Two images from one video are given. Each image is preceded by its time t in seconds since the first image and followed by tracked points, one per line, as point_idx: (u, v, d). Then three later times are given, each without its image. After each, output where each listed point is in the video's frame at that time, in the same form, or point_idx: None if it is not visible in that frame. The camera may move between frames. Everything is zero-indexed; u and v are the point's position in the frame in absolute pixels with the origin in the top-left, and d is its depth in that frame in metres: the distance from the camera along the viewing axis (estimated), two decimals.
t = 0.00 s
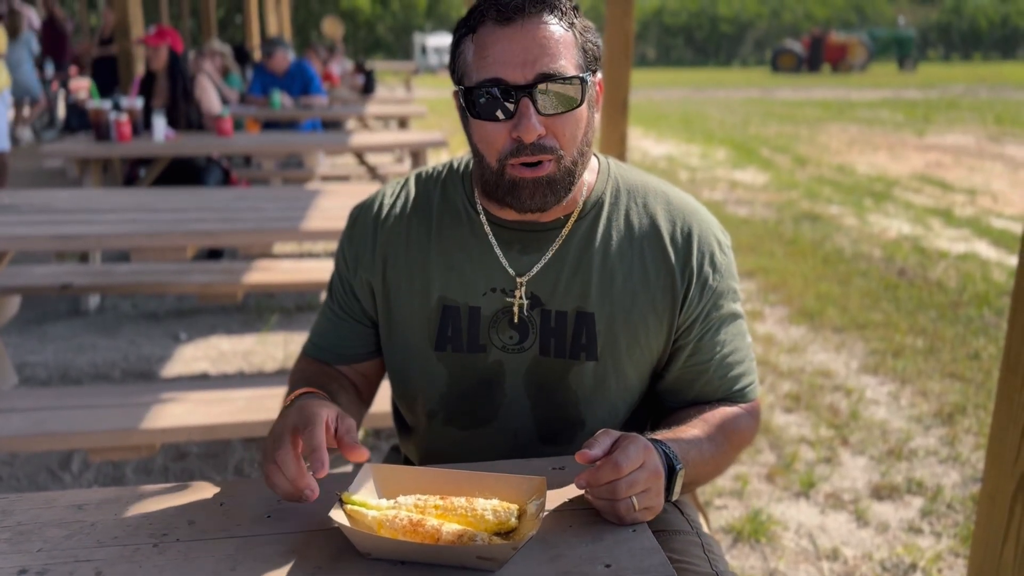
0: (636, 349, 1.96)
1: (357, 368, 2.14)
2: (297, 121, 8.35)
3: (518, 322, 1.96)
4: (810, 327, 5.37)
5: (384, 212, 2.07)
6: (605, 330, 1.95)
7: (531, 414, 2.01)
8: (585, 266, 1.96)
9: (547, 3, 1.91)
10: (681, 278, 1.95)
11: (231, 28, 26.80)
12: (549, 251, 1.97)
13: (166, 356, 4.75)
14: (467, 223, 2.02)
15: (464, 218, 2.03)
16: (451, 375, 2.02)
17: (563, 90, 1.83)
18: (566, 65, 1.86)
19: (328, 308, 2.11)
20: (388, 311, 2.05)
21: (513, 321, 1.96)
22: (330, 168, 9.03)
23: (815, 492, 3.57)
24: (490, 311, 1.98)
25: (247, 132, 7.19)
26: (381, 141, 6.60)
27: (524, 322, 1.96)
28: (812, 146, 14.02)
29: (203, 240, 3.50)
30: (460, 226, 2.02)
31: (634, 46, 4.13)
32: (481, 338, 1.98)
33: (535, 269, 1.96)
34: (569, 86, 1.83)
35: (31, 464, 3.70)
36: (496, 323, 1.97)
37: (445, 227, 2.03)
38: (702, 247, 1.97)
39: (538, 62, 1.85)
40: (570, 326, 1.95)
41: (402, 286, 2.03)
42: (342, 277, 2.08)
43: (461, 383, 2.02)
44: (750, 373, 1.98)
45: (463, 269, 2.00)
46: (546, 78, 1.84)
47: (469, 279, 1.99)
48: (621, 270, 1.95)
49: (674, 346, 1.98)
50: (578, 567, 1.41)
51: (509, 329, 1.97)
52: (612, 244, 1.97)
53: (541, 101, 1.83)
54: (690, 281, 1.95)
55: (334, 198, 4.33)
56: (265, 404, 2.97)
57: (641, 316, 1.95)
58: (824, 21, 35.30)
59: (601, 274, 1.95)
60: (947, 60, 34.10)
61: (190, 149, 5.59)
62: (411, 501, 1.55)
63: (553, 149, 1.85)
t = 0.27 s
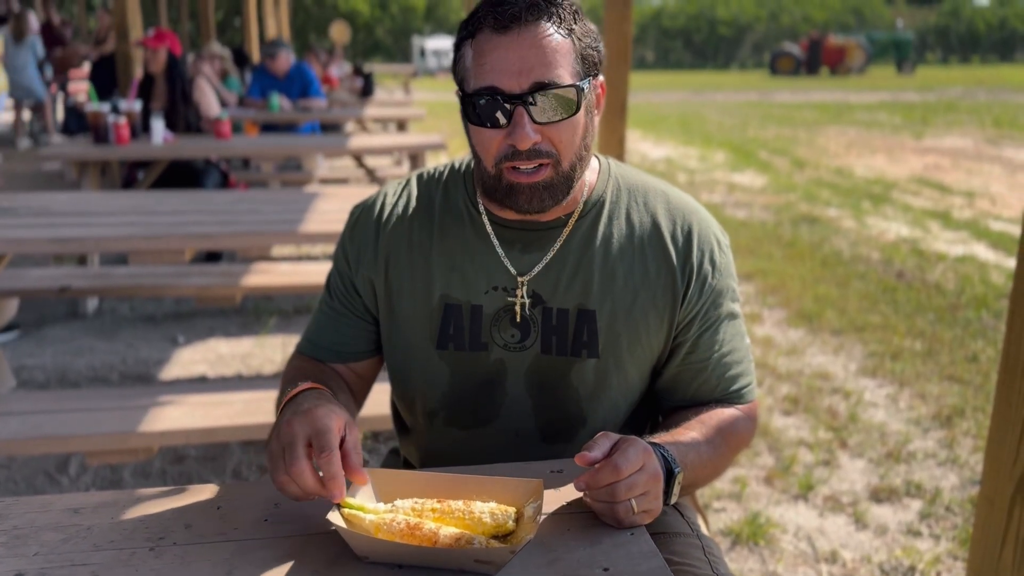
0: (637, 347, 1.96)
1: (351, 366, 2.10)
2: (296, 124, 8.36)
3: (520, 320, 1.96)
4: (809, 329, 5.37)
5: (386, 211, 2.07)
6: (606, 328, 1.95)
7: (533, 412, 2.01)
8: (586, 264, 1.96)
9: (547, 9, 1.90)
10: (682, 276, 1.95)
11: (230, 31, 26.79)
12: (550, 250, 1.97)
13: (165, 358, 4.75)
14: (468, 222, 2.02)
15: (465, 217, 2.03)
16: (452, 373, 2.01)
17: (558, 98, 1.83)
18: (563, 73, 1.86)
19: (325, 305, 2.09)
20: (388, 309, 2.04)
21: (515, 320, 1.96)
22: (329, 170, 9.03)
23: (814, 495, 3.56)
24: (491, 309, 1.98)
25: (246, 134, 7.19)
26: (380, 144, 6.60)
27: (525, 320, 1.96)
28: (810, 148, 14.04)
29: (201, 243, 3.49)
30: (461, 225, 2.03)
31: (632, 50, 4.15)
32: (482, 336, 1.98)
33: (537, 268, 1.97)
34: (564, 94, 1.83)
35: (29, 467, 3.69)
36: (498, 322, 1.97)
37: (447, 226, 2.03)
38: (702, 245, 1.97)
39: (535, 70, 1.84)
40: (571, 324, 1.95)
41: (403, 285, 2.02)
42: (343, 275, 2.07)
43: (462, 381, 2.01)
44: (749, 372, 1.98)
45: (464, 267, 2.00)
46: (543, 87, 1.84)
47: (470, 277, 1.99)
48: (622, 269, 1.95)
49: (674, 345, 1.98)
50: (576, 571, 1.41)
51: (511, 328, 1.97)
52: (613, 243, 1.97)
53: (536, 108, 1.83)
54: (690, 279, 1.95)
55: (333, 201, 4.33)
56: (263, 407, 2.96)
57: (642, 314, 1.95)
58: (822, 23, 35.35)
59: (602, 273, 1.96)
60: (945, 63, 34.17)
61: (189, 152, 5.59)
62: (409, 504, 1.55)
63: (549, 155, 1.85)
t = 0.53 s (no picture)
0: (636, 342, 1.96)
1: (344, 356, 2.05)
2: (295, 126, 8.36)
3: (520, 315, 1.97)
4: (808, 331, 5.37)
5: (387, 203, 2.07)
6: (606, 323, 1.95)
7: (532, 407, 2.01)
8: (587, 259, 1.96)
9: (548, 36, 1.82)
10: (682, 273, 1.95)
11: (229, 33, 26.77)
12: (551, 244, 1.97)
13: (163, 360, 4.75)
14: (471, 216, 2.02)
15: (467, 211, 2.03)
16: (452, 366, 2.01)
17: (540, 137, 1.81)
18: (551, 109, 1.82)
19: (321, 294, 2.05)
20: (388, 301, 2.03)
21: (515, 314, 1.97)
22: (327, 172, 9.04)
23: (813, 497, 3.56)
24: (492, 303, 1.98)
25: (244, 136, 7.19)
26: (378, 146, 6.60)
27: (526, 314, 1.97)
28: (809, 150, 14.05)
29: (200, 245, 3.49)
30: (464, 219, 2.02)
31: (632, 51, 4.14)
32: (482, 330, 1.98)
33: (539, 263, 1.97)
34: (546, 134, 1.81)
35: (27, 470, 3.68)
36: (499, 315, 1.97)
37: (448, 219, 2.03)
38: (703, 242, 1.98)
39: (521, 105, 1.80)
40: (571, 319, 1.96)
41: (403, 278, 2.02)
42: (342, 265, 2.05)
43: (463, 375, 2.01)
44: (748, 369, 1.98)
45: (465, 261, 2.00)
46: (527, 123, 1.81)
47: (471, 271, 1.99)
48: (623, 263, 1.95)
49: (674, 341, 1.98)
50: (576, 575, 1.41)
51: (511, 322, 1.97)
52: (613, 237, 1.97)
53: (518, 141, 1.81)
54: (690, 274, 1.95)
55: (332, 203, 4.32)
56: (262, 410, 2.96)
57: (642, 308, 1.95)
58: (820, 25, 35.42)
59: (602, 268, 1.96)
60: (943, 65, 34.22)
61: (188, 153, 5.58)
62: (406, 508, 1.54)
63: (528, 184, 1.86)
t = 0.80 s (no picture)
0: (637, 341, 1.96)
1: (341, 352, 2.04)
2: (293, 128, 8.35)
3: (521, 313, 1.96)
4: (807, 333, 5.36)
5: (387, 202, 2.06)
6: (607, 321, 1.95)
7: (533, 406, 2.00)
8: (587, 257, 1.96)
9: (553, 37, 1.83)
10: (683, 271, 1.94)
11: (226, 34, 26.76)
12: (552, 243, 1.97)
13: (161, 363, 4.73)
14: (471, 214, 2.02)
15: (468, 209, 2.03)
16: (453, 364, 2.01)
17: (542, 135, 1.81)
18: (554, 109, 1.82)
19: (319, 291, 2.04)
20: (389, 299, 2.02)
21: (516, 312, 1.96)
22: (326, 174, 9.03)
23: (812, 499, 3.56)
24: (494, 301, 1.98)
25: (242, 138, 7.18)
26: (377, 147, 6.59)
27: (527, 312, 1.96)
28: (807, 151, 14.05)
29: (197, 247, 3.48)
30: (465, 217, 2.02)
31: (630, 54, 4.14)
32: (483, 328, 1.97)
33: (540, 261, 1.96)
34: (549, 132, 1.81)
35: (24, 473, 3.67)
36: (500, 313, 1.97)
37: (449, 218, 2.02)
38: (703, 240, 1.97)
39: (524, 105, 1.80)
40: (572, 317, 1.96)
41: (404, 276, 2.01)
42: (342, 262, 2.04)
43: (463, 374, 2.01)
44: (749, 368, 1.98)
45: (466, 259, 1.99)
46: (530, 122, 1.81)
47: (472, 269, 1.99)
48: (624, 261, 1.95)
49: (675, 339, 1.97)
50: None
51: (512, 320, 1.97)
52: (615, 234, 1.96)
53: (519, 139, 1.81)
54: (691, 272, 1.94)
55: (330, 204, 4.31)
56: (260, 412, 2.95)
57: (643, 306, 1.94)
58: (818, 27, 35.50)
59: (603, 266, 1.95)
60: (942, 66, 34.25)
61: (186, 154, 5.58)
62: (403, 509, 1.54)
63: (528, 185, 1.86)
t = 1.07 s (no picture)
0: (637, 343, 1.95)
1: (339, 353, 2.04)
2: (292, 129, 8.35)
3: (520, 315, 1.96)
4: (805, 333, 5.36)
5: (386, 203, 2.05)
6: (607, 323, 1.94)
7: (531, 409, 2.00)
8: (587, 259, 1.95)
9: (554, 41, 1.82)
10: (683, 272, 1.94)
11: (225, 35, 26.75)
12: (551, 245, 1.96)
13: (159, 364, 4.73)
14: (470, 216, 2.01)
15: (467, 211, 2.02)
16: (451, 367, 2.00)
17: (544, 139, 1.80)
18: (555, 112, 1.82)
19: (317, 293, 2.04)
20: (386, 302, 2.02)
21: (515, 315, 1.96)
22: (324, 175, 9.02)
23: (812, 500, 3.55)
24: (492, 303, 1.97)
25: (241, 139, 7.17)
26: (376, 148, 6.59)
27: (526, 315, 1.96)
28: (806, 152, 14.06)
29: (195, 248, 3.47)
30: (464, 219, 2.01)
31: (628, 55, 4.14)
32: (482, 331, 1.97)
33: (539, 263, 1.96)
34: (551, 136, 1.81)
35: (21, 475, 3.66)
36: (499, 316, 1.96)
37: (448, 220, 2.02)
38: (703, 241, 1.97)
39: (525, 109, 1.80)
40: (572, 319, 1.95)
41: (403, 279, 2.00)
42: (341, 264, 2.03)
43: (462, 376, 2.00)
44: (749, 369, 1.97)
45: (465, 261, 1.99)
46: (531, 126, 1.80)
47: (471, 271, 1.98)
48: (623, 263, 1.95)
49: (675, 341, 1.97)
50: None
51: (511, 323, 1.96)
52: (614, 237, 1.96)
53: (520, 143, 1.80)
54: (691, 274, 1.94)
55: (328, 205, 4.31)
56: (258, 414, 2.94)
57: (643, 308, 1.94)
58: (817, 28, 35.55)
59: (603, 268, 1.95)
60: (939, 67, 34.31)
61: (185, 155, 5.58)
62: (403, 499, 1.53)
63: (529, 189, 1.86)
